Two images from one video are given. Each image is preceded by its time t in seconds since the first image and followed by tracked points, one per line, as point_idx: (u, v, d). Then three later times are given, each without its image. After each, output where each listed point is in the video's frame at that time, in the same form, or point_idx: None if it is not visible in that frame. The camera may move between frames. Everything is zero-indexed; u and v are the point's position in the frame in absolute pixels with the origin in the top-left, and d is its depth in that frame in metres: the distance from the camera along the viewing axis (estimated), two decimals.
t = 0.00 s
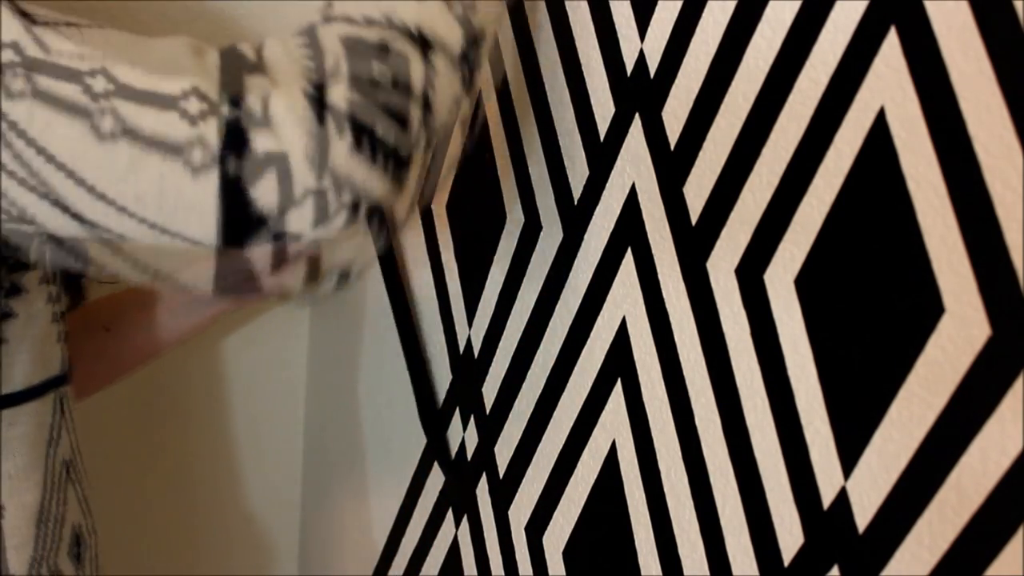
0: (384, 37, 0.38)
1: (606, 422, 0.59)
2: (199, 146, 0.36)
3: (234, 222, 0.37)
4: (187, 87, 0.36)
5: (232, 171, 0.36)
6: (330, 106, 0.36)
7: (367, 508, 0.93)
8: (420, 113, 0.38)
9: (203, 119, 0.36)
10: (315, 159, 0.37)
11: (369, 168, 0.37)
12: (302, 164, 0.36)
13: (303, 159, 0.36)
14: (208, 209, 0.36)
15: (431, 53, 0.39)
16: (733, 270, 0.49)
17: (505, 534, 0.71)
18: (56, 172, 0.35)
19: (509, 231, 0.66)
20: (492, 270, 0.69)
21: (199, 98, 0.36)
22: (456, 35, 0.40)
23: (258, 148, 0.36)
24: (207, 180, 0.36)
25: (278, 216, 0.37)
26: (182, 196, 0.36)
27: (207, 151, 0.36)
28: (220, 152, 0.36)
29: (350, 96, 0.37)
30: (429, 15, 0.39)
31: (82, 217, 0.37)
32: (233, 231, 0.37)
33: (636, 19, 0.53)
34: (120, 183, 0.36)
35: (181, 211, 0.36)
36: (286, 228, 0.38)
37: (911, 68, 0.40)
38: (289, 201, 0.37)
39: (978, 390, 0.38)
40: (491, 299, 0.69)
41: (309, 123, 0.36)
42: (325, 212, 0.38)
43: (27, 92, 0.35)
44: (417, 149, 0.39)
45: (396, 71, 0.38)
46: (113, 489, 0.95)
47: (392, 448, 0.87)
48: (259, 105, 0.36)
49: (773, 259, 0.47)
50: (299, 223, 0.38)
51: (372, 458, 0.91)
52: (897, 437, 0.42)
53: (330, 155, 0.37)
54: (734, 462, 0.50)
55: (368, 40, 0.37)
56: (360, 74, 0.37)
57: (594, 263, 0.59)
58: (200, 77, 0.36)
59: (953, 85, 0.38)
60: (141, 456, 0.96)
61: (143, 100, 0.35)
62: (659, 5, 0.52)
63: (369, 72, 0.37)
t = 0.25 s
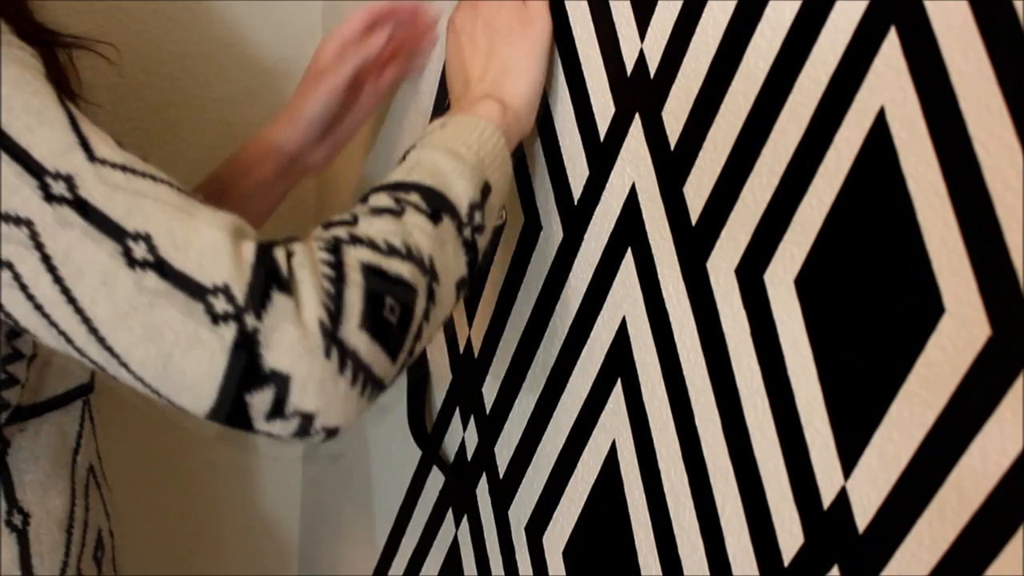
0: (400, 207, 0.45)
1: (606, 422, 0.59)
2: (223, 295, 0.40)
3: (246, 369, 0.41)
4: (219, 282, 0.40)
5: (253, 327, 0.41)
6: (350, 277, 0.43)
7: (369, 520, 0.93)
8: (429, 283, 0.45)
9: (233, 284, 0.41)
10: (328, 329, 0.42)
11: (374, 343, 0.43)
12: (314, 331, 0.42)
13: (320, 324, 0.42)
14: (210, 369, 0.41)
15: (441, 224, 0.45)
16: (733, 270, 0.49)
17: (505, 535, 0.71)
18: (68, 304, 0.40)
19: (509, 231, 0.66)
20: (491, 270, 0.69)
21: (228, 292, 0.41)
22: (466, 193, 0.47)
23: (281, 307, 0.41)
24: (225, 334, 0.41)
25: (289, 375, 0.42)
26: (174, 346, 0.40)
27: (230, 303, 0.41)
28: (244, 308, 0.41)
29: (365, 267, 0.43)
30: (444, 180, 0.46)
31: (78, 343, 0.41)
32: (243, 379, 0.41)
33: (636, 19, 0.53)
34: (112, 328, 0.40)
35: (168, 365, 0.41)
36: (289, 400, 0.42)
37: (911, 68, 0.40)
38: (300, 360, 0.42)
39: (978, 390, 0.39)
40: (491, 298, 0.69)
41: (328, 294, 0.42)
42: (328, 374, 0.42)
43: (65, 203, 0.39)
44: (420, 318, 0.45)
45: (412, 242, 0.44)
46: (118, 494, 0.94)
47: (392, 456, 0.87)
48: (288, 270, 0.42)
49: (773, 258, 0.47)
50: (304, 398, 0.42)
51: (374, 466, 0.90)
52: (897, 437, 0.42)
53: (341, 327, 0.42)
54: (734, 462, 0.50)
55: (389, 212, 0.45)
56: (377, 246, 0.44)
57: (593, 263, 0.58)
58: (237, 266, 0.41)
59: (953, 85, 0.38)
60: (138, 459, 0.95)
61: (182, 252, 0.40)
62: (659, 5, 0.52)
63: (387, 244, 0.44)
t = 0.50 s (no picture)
0: (426, 221, 0.47)
1: (605, 422, 0.59)
2: (270, 331, 0.43)
3: (294, 403, 0.44)
4: (266, 321, 0.43)
5: (301, 362, 0.43)
6: (388, 304, 0.45)
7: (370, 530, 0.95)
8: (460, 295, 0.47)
9: (278, 321, 0.43)
10: (371, 357, 0.45)
11: (414, 362, 0.46)
12: (358, 362, 0.44)
13: (364, 353, 0.45)
14: (260, 399, 0.43)
15: (465, 234, 0.48)
16: (733, 270, 0.49)
17: (505, 535, 0.71)
18: (114, 343, 0.42)
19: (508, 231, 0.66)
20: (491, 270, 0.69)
21: (273, 328, 0.43)
22: (486, 197, 0.49)
23: (326, 340, 0.44)
24: (275, 369, 0.43)
25: (339, 406, 0.44)
26: (226, 381, 0.43)
27: (277, 340, 0.43)
28: (291, 344, 0.43)
29: (400, 290, 0.45)
30: (465, 185, 0.49)
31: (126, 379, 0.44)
32: (291, 412, 0.44)
33: (637, 19, 0.53)
34: (160, 366, 0.43)
35: (220, 397, 0.43)
36: (338, 428, 0.45)
37: (911, 68, 0.40)
38: (348, 388, 0.44)
39: (978, 390, 0.39)
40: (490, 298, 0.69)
41: (368, 324, 0.45)
42: (376, 402, 0.45)
43: (104, 245, 0.42)
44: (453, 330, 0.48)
45: (440, 257, 0.47)
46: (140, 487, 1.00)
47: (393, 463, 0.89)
48: (328, 304, 0.45)
49: (773, 259, 0.47)
50: (353, 426, 0.45)
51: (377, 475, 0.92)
52: (897, 437, 0.42)
53: (383, 353, 0.45)
54: (734, 462, 0.50)
55: (415, 227, 0.47)
56: (410, 268, 0.46)
57: (593, 263, 0.58)
58: (279, 304, 0.44)
59: (953, 85, 0.38)
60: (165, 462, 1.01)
61: (224, 290, 0.43)
62: (659, 5, 0.52)
63: (419, 264, 0.46)
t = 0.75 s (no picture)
0: (443, 180, 0.46)
1: (605, 422, 0.59)
2: (291, 299, 0.43)
3: (317, 372, 0.43)
4: (287, 287, 0.43)
5: (322, 330, 0.43)
6: (406, 268, 0.44)
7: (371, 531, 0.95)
8: (482, 255, 0.46)
9: (299, 288, 0.43)
10: (393, 323, 0.44)
11: (437, 325, 0.45)
12: (379, 328, 0.43)
13: (384, 319, 0.43)
14: (283, 372, 0.43)
15: (484, 192, 0.47)
16: (733, 270, 0.49)
17: (505, 535, 0.71)
18: (136, 316, 0.42)
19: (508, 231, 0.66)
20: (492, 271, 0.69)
21: (294, 296, 0.43)
22: (505, 153, 0.48)
23: (346, 307, 0.43)
24: (297, 338, 0.43)
25: (362, 373, 0.43)
26: (251, 350, 0.42)
27: (298, 308, 0.43)
28: (312, 312, 0.43)
29: (419, 255, 0.44)
30: (483, 143, 0.47)
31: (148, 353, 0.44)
32: (315, 381, 0.43)
33: (637, 19, 0.53)
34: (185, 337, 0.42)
35: (243, 370, 0.43)
36: (363, 397, 0.44)
37: (911, 68, 0.40)
38: (371, 353, 0.43)
39: (978, 390, 0.39)
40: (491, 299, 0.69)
41: (387, 290, 0.44)
42: (400, 368, 0.44)
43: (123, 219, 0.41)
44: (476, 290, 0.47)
45: (458, 217, 0.45)
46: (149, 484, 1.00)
47: (394, 464, 0.89)
48: (346, 270, 0.44)
49: (773, 259, 0.47)
50: (377, 393, 0.44)
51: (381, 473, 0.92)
52: (897, 437, 0.42)
53: (405, 318, 0.44)
54: (733, 462, 0.50)
55: (432, 187, 0.46)
56: (427, 232, 0.44)
57: (593, 263, 0.58)
58: (299, 272, 0.43)
59: (953, 85, 0.38)
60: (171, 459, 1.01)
61: (243, 260, 0.42)
62: (659, 5, 0.52)
63: (436, 227, 0.45)
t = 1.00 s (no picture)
0: (431, 176, 0.46)
1: (605, 422, 0.59)
2: (278, 289, 0.43)
3: (303, 361, 0.43)
4: (271, 277, 0.42)
5: (307, 320, 0.43)
6: (392, 259, 0.44)
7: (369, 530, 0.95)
8: (470, 249, 0.46)
9: (284, 279, 0.43)
10: (378, 313, 0.43)
11: (423, 317, 0.44)
12: (363, 318, 0.43)
13: (369, 310, 0.43)
14: (268, 359, 0.43)
15: (474, 187, 0.46)
16: (733, 270, 0.49)
17: (504, 534, 0.71)
18: (121, 305, 0.42)
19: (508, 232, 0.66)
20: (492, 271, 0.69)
21: (279, 286, 0.43)
22: (496, 149, 0.47)
23: (332, 298, 0.43)
24: (281, 328, 0.42)
25: (348, 363, 0.43)
26: (237, 341, 0.42)
27: (284, 298, 0.43)
28: (297, 302, 0.43)
29: (405, 247, 0.44)
30: (473, 140, 0.47)
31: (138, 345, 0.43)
32: (301, 371, 0.43)
33: (636, 19, 0.53)
34: (168, 329, 0.42)
35: (231, 360, 0.43)
36: (349, 388, 0.44)
37: (910, 68, 0.40)
38: (355, 343, 0.43)
39: (978, 389, 0.39)
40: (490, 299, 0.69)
41: (372, 281, 0.43)
42: (386, 358, 0.44)
43: (111, 208, 0.41)
44: (465, 283, 0.46)
45: (446, 210, 0.45)
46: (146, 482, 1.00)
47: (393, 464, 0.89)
48: (332, 261, 0.44)
49: (773, 259, 0.47)
50: (363, 384, 0.44)
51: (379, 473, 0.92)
52: (897, 437, 0.42)
53: (390, 310, 0.44)
54: (733, 462, 0.50)
55: (421, 182, 0.46)
56: (414, 225, 0.44)
57: (593, 263, 0.58)
58: (285, 261, 0.43)
59: (953, 85, 0.38)
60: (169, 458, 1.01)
61: (230, 251, 0.42)
62: (659, 5, 0.52)
63: (424, 220, 0.44)
